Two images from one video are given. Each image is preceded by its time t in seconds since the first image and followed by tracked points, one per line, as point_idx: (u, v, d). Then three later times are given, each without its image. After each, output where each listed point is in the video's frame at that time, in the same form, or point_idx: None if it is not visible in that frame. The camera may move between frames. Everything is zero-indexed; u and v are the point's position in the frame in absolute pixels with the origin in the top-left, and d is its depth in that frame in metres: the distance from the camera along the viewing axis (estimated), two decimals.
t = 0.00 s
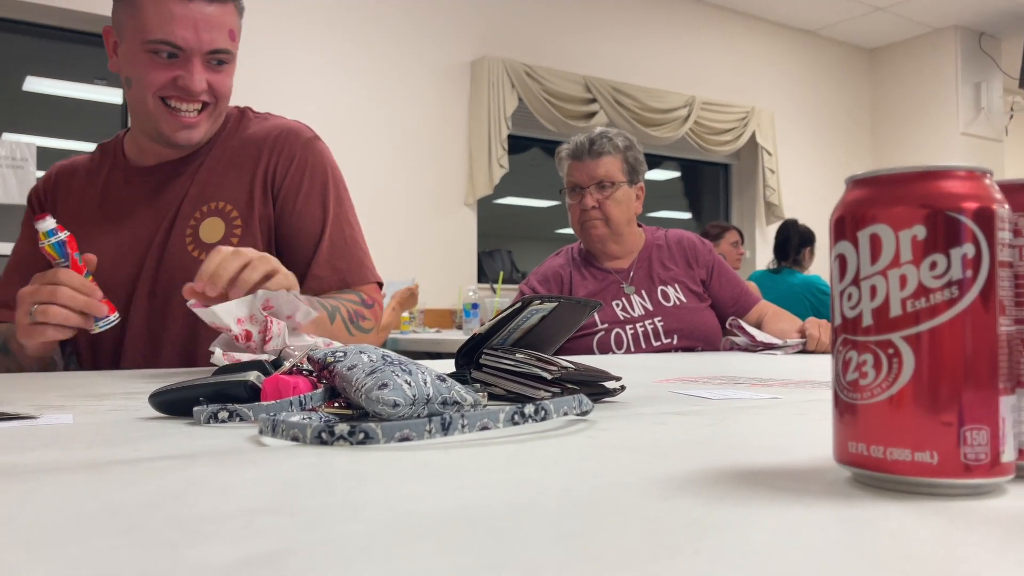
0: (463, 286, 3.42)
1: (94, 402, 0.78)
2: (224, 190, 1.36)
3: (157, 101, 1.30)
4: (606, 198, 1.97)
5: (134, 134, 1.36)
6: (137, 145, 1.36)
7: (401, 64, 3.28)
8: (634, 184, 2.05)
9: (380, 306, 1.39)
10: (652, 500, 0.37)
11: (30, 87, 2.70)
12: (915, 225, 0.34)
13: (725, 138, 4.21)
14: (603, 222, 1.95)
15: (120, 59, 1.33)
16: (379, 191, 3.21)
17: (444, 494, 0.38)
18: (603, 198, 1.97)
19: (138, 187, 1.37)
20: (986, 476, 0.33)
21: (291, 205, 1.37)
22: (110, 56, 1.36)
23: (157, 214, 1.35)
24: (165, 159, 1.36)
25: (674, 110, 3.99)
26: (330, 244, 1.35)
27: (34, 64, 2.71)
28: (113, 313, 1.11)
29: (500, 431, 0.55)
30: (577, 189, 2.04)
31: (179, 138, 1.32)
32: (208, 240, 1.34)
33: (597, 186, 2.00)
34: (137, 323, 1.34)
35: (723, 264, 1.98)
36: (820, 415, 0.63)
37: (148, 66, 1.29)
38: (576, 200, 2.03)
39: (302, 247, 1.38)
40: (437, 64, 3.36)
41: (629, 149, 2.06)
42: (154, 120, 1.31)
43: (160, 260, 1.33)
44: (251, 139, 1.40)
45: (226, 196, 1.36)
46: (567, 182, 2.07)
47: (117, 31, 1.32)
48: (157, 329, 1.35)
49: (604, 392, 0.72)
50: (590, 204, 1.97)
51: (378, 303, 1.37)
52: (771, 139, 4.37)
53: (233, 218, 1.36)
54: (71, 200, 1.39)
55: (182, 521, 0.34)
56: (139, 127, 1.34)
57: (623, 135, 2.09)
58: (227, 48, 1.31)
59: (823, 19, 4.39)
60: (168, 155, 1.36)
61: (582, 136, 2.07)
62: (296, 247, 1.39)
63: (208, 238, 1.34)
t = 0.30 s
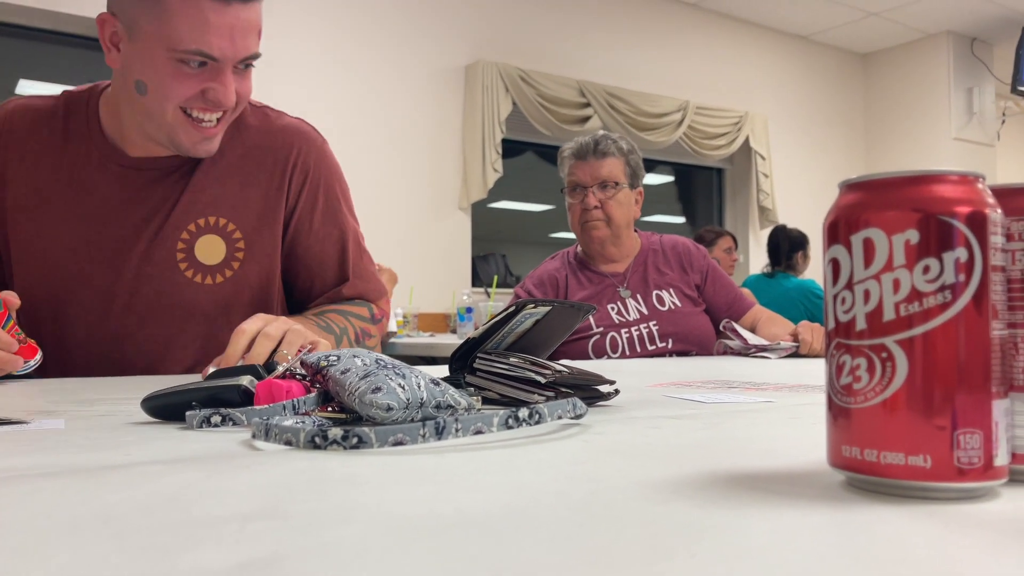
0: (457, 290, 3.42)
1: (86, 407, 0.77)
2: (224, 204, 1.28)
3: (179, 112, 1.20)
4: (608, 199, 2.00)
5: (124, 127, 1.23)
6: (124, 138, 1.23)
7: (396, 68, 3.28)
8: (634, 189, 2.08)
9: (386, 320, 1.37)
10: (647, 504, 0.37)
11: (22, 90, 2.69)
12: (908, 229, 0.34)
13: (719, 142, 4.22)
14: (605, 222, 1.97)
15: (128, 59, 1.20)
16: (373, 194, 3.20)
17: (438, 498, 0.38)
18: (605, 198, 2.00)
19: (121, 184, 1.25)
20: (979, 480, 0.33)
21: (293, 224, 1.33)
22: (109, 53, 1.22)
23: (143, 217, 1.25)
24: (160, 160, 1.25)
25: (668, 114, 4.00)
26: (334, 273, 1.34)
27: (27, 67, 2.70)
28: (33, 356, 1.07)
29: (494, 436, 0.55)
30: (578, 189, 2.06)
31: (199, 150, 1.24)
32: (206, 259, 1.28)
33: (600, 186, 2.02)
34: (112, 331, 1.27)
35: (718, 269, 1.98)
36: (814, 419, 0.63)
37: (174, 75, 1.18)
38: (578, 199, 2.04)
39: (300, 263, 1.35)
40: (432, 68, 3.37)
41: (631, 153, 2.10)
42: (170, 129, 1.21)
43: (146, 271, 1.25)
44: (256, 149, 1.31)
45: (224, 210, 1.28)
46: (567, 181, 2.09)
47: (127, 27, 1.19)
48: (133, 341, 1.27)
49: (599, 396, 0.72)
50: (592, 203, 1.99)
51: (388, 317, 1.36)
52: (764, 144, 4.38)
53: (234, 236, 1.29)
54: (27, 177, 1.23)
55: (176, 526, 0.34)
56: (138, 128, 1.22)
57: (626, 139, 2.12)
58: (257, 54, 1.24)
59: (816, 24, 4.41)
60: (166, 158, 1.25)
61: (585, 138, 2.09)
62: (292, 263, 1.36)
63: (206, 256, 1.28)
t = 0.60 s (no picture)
0: (452, 293, 3.42)
1: (79, 410, 0.77)
2: (249, 224, 1.27)
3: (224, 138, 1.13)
4: (606, 201, 1.99)
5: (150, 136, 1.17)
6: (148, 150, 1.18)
7: (392, 72, 3.29)
8: (631, 193, 2.08)
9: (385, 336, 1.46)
10: (644, 506, 0.37)
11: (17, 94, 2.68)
12: (900, 233, 0.34)
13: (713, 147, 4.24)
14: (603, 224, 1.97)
15: (174, 79, 1.08)
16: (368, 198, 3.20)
17: (435, 501, 0.38)
18: (603, 200, 2.00)
19: (144, 190, 1.21)
20: (972, 482, 0.33)
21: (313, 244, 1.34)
22: (149, 63, 1.09)
23: (166, 227, 1.23)
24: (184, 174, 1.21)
25: (662, 119, 4.02)
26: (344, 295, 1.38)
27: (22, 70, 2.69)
28: (39, 370, 1.06)
29: (489, 438, 0.56)
30: (576, 192, 2.05)
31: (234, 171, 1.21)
32: (230, 281, 1.27)
33: (598, 188, 2.02)
34: (126, 339, 1.26)
35: (712, 273, 1.99)
36: (807, 421, 0.64)
37: (224, 107, 1.08)
38: (576, 201, 2.04)
39: (313, 280, 1.37)
40: (426, 72, 3.37)
41: (629, 157, 2.11)
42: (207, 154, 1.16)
43: (166, 283, 1.24)
44: (286, 169, 1.29)
45: (249, 231, 1.27)
46: (565, 184, 2.09)
47: (173, 44, 1.05)
48: (145, 352, 1.27)
49: (592, 399, 0.73)
50: (590, 204, 1.99)
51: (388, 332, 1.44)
52: (758, 148, 4.40)
53: (258, 258, 1.28)
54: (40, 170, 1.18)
55: (169, 530, 0.34)
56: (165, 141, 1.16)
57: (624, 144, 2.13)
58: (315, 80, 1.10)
59: (809, 29, 4.43)
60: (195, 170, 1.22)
61: (585, 142, 2.09)
62: (307, 280, 1.37)
63: (230, 279, 1.27)
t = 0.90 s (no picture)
0: (450, 295, 3.42)
1: (76, 412, 0.77)
2: (282, 224, 1.27)
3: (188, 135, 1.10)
4: (604, 203, 1.99)
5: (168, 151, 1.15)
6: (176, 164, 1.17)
7: (390, 73, 3.29)
8: (629, 195, 2.09)
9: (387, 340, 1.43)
10: (641, 508, 0.37)
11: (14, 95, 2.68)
12: (898, 234, 0.34)
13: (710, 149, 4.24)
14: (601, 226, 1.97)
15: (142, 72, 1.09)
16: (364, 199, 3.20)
17: (432, 503, 0.38)
18: (601, 202, 2.00)
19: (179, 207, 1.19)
20: (970, 484, 0.33)
21: (339, 239, 1.34)
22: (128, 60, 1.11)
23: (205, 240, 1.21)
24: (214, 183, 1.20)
25: (660, 120, 4.02)
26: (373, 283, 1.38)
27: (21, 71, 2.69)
28: (41, 371, 1.07)
29: (486, 441, 0.55)
30: (574, 193, 2.05)
31: (211, 170, 1.16)
32: (271, 283, 1.28)
33: (596, 189, 2.03)
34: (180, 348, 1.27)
35: (709, 275, 1.99)
36: (805, 424, 0.64)
37: (175, 98, 1.06)
38: (574, 202, 2.04)
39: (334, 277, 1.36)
40: (425, 73, 3.37)
41: (627, 159, 2.11)
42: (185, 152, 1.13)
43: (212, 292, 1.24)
44: (309, 167, 1.29)
45: (284, 232, 1.28)
46: (563, 184, 2.09)
47: (140, 36, 1.06)
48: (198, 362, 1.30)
49: (590, 401, 0.73)
50: (588, 206, 1.99)
51: (389, 336, 1.40)
52: (755, 149, 4.40)
53: (296, 258, 1.29)
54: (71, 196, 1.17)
55: (166, 531, 0.34)
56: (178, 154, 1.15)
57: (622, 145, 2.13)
58: (272, 76, 1.07)
59: (807, 31, 4.44)
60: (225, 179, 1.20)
61: (584, 142, 2.09)
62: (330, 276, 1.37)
63: (271, 280, 1.27)
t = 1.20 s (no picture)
0: (448, 295, 3.43)
1: (74, 412, 0.77)
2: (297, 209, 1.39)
3: (190, 128, 1.27)
4: (602, 203, 2.00)
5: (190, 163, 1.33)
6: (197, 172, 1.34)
7: (388, 74, 3.29)
8: (628, 195, 2.09)
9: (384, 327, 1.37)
10: (640, 509, 0.37)
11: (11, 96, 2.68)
12: (895, 235, 0.34)
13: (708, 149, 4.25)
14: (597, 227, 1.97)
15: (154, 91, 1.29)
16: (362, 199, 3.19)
17: (432, 504, 0.38)
18: (598, 203, 2.00)
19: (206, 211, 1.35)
20: (967, 485, 0.33)
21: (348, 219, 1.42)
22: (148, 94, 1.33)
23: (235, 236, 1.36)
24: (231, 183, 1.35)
25: (658, 121, 4.02)
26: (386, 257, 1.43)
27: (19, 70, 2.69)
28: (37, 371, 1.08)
29: (485, 441, 0.55)
30: (572, 194, 2.06)
31: (214, 159, 1.29)
32: (296, 259, 1.38)
33: (593, 190, 2.03)
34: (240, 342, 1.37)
35: (707, 275, 1.99)
36: (804, 424, 0.64)
37: (173, 95, 1.24)
38: (571, 203, 2.05)
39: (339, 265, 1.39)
40: (424, 74, 3.37)
41: (625, 159, 2.10)
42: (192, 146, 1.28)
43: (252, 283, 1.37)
44: (311, 160, 1.43)
45: (301, 215, 1.39)
46: (561, 185, 2.09)
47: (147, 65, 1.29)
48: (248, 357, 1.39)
49: (588, 401, 0.73)
50: (585, 207, 2.00)
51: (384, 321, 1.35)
52: (753, 150, 4.41)
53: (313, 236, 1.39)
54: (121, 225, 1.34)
55: (167, 531, 0.34)
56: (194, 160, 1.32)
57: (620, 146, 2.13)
58: (247, 63, 1.24)
59: (804, 33, 4.45)
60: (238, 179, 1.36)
61: (582, 143, 2.09)
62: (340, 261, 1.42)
63: (295, 257, 1.38)
